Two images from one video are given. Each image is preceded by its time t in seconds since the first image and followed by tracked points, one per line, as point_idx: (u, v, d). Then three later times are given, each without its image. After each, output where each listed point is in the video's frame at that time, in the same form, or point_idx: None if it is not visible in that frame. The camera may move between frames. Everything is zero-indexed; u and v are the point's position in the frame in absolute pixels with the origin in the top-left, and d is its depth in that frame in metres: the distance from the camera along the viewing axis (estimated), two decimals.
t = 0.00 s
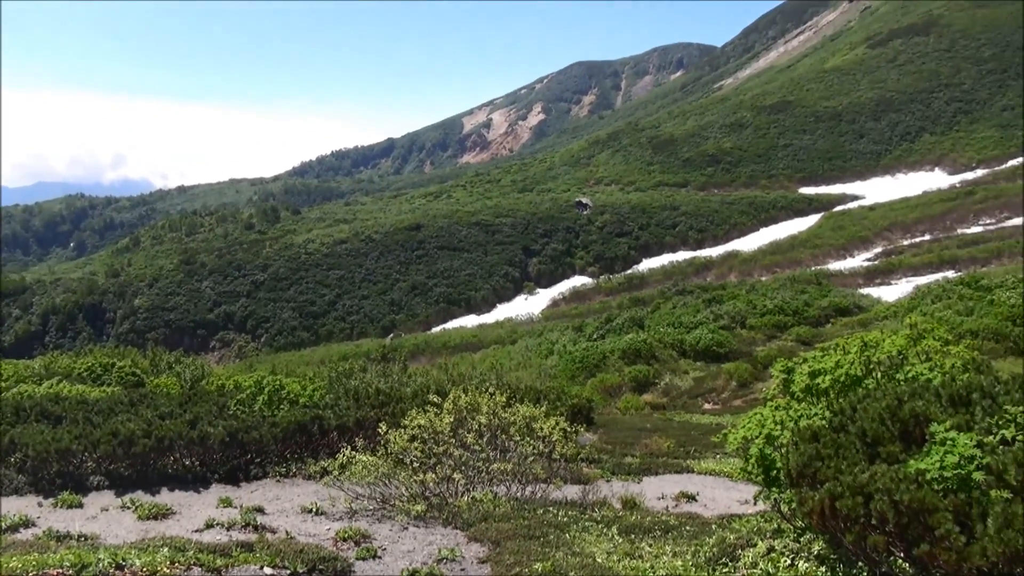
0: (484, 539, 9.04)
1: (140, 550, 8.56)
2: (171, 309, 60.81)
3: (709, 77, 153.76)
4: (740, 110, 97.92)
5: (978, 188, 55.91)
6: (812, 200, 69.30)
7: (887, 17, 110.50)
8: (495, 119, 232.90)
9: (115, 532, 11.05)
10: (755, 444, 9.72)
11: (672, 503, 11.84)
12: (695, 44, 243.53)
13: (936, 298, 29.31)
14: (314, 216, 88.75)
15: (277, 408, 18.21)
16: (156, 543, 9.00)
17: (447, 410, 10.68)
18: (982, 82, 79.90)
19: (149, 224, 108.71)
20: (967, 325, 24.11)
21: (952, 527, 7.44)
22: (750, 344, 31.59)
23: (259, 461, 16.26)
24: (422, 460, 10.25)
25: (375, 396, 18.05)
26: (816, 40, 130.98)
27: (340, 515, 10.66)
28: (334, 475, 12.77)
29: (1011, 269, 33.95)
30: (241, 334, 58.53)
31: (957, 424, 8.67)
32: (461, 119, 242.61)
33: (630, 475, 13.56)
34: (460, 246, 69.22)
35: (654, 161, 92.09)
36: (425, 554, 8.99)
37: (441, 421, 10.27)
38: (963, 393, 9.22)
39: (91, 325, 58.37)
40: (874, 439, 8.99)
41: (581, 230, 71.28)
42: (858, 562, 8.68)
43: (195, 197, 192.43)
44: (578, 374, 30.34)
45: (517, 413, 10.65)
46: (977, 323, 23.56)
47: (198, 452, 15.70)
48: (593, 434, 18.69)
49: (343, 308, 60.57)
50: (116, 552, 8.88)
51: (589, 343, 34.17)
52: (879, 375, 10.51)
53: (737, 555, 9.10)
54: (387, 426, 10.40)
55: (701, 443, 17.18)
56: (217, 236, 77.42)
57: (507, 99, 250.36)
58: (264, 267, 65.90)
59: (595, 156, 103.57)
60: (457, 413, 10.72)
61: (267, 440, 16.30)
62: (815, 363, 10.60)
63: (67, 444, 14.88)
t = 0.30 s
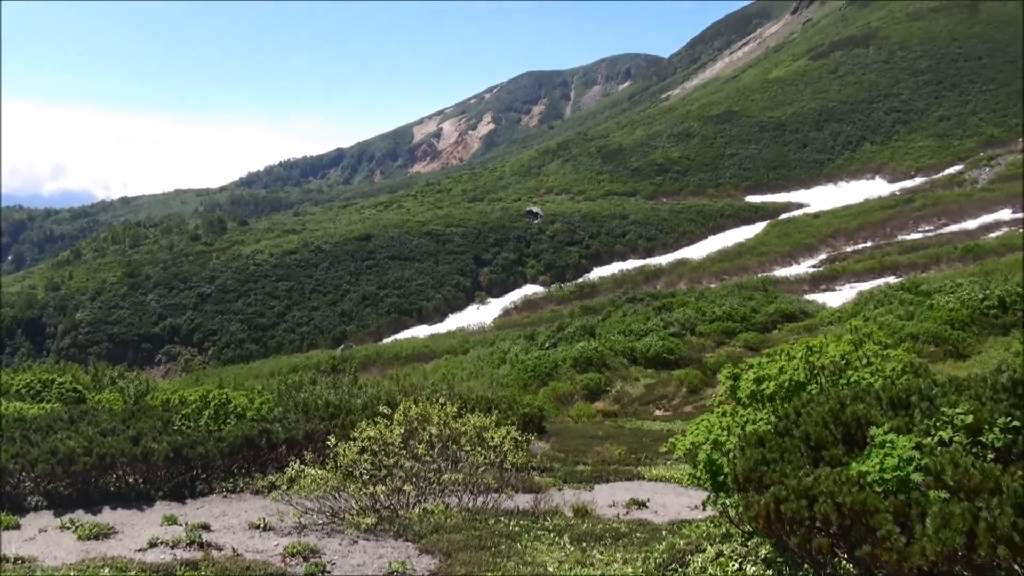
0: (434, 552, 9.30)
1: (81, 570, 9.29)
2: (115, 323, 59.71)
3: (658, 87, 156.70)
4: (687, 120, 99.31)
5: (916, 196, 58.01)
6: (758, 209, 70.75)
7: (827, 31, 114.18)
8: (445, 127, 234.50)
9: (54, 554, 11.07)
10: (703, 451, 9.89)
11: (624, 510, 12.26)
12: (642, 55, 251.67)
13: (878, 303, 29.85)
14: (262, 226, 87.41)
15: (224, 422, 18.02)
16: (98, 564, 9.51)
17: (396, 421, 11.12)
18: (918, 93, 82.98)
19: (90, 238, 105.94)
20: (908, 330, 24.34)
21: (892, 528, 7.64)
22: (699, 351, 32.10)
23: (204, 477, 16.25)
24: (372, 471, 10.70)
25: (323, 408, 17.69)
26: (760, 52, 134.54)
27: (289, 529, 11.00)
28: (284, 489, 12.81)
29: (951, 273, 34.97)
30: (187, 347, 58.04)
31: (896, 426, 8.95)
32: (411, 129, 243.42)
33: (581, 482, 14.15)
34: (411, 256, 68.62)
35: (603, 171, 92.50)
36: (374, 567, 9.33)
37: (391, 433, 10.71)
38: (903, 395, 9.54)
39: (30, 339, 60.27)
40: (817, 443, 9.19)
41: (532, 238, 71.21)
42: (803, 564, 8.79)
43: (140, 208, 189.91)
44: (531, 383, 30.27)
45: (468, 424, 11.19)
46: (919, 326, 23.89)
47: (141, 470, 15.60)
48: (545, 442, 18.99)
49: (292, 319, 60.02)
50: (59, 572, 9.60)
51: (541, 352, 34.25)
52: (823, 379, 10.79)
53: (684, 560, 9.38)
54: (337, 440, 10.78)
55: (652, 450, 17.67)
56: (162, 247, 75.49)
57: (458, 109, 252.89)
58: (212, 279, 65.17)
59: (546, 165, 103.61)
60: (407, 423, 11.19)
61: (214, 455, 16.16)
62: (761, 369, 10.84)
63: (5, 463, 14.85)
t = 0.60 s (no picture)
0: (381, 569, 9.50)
1: None
2: (54, 340, 57.58)
3: (606, 103, 159.07)
4: (635, 135, 100.50)
5: (857, 211, 59.97)
6: (705, 224, 72.18)
7: (769, 51, 117.28)
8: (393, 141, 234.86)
9: None
10: (651, 464, 9.92)
11: (574, 524, 12.76)
12: (590, 73, 258.37)
13: (821, 316, 30.24)
14: (208, 240, 85.50)
15: (166, 440, 18.11)
16: None
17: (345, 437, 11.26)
18: (858, 111, 86.77)
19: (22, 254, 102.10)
20: (851, 342, 25.33)
21: (834, 537, 7.87)
22: (648, 363, 32.40)
23: (146, 497, 16.50)
24: (319, 489, 10.77)
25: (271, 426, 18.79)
26: (706, 70, 137.53)
27: (234, 550, 11.42)
28: (226, 510, 13.55)
29: (892, 286, 36.04)
30: (130, 364, 56.49)
31: (838, 438, 9.15)
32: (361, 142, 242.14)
33: (531, 496, 14.88)
34: (361, 270, 68.00)
35: (553, 185, 92.60)
36: None
37: (338, 450, 10.79)
38: (844, 407, 9.76)
39: None
40: (762, 455, 9.30)
41: (482, 252, 71.46)
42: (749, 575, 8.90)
43: (83, 223, 185.48)
44: (481, 399, 30.06)
45: (417, 440, 11.42)
46: (861, 339, 24.86)
47: (80, 491, 15.47)
48: (495, 455, 19.96)
49: (239, 334, 58.74)
50: None
51: (491, 366, 34.22)
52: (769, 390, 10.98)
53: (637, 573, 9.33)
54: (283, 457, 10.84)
55: (602, 463, 18.66)
56: (103, 262, 73.05)
57: (407, 124, 253.81)
58: (155, 294, 63.40)
59: (496, 180, 102.63)
60: (355, 440, 11.28)
61: (156, 475, 16.52)
62: (708, 382, 10.94)
63: None
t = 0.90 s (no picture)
0: None
1: None
2: None
3: (556, 116, 159.98)
4: (585, 150, 100.61)
5: (800, 224, 60.86)
6: (655, 235, 73.09)
7: (715, 66, 118.93)
8: (343, 152, 232.33)
9: None
10: (601, 475, 10.01)
11: (525, 536, 13.36)
12: (541, 85, 260.12)
13: (769, 326, 30.43)
14: (154, 252, 83.13)
15: (106, 458, 18.53)
16: None
17: (293, 453, 11.55)
18: (801, 125, 88.57)
19: None
20: (796, 351, 24.75)
21: (780, 546, 7.94)
22: (600, 374, 32.59)
23: (86, 517, 16.75)
24: (267, 505, 11.09)
25: (218, 442, 19.30)
26: (655, 83, 138.93)
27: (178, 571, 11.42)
28: (168, 528, 13.39)
29: (836, 296, 36.94)
30: (70, 380, 53.67)
31: (782, 446, 9.30)
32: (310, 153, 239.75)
33: (482, 509, 15.39)
34: (309, 283, 66.94)
35: (505, 199, 91.58)
36: None
37: (287, 466, 11.13)
38: (788, 416, 9.93)
39: None
40: (710, 464, 9.43)
41: (433, 265, 71.00)
42: None
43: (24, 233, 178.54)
44: (433, 411, 29.84)
45: (366, 454, 11.88)
46: (806, 349, 24.43)
47: (17, 513, 15.75)
48: (446, 467, 20.65)
49: (185, 348, 57.32)
50: None
51: (442, 379, 34.06)
52: (715, 401, 11.21)
53: None
54: (231, 475, 11.15)
55: (553, 474, 18.92)
56: (41, 274, 69.95)
57: (357, 135, 251.67)
58: (97, 308, 60.05)
59: (447, 192, 101.60)
60: (303, 455, 11.60)
61: (97, 493, 16.81)
62: (657, 393, 11.19)
63: None
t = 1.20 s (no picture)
0: None
1: None
2: None
3: (505, 127, 159.96)
4: (535, 160, 98.07)
5: (746, 236, 61.39)
6: (604, 246, 71.29)
7: (662, 79, 118.48)
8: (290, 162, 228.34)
9: None
10: (549, 485, 10.03)
11: (474, 548, 13.74)
12: (490, 97, 259.07)
13: (716, 336, 29.96)
14: (93, 262, 79.95)
15: (43, 474, 19.26)
16: None
17: (236, 467, 11.48)
18: (747, 139, 89.29)
19: None
20: (741, 362, 23.76)
21: (725, 553, 8.01)
22: (549, 386, 32.40)
23: (19, 536, 16.87)
24: (209, 520, 11.02)
25: (158, 458, 20.41)
26: (603, 97, 138.58)
27: None
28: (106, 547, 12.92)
29: (779, 307, 37.27)
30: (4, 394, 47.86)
31: (727, 454, 9.41)
32: (257, 164, 235.10)
33: (431, 521, 15.69)
34: (257, 293, 62.20)
35: (454, 210, 88.22)
36: None
37: (230, 480, 10.96)
38: (733, 425, 10.05)
39: None
40: (657, 473, 9.50)
41: (382, 276, 67.09)
42: None
43: None
44: (382, 423, 29.43)
45: (312, 467, 11.75)
46: (752, 359, 23.47)
47: None
48: (394, 479, 20.63)
49: (126, 360, 52.94)
50: None
51: (392, 391, 33.69)
52: (661, 411, 11.41)
53: None
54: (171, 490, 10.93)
55: (503, 484, 18.88)
56: None
57: (304, 145, 248.15)
58: (34, 319, 54.30)
59: (397, 203, 96.03)
60: (247, 469, 11.55)
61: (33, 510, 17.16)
62: (604, 403, 11.36)
63: None
